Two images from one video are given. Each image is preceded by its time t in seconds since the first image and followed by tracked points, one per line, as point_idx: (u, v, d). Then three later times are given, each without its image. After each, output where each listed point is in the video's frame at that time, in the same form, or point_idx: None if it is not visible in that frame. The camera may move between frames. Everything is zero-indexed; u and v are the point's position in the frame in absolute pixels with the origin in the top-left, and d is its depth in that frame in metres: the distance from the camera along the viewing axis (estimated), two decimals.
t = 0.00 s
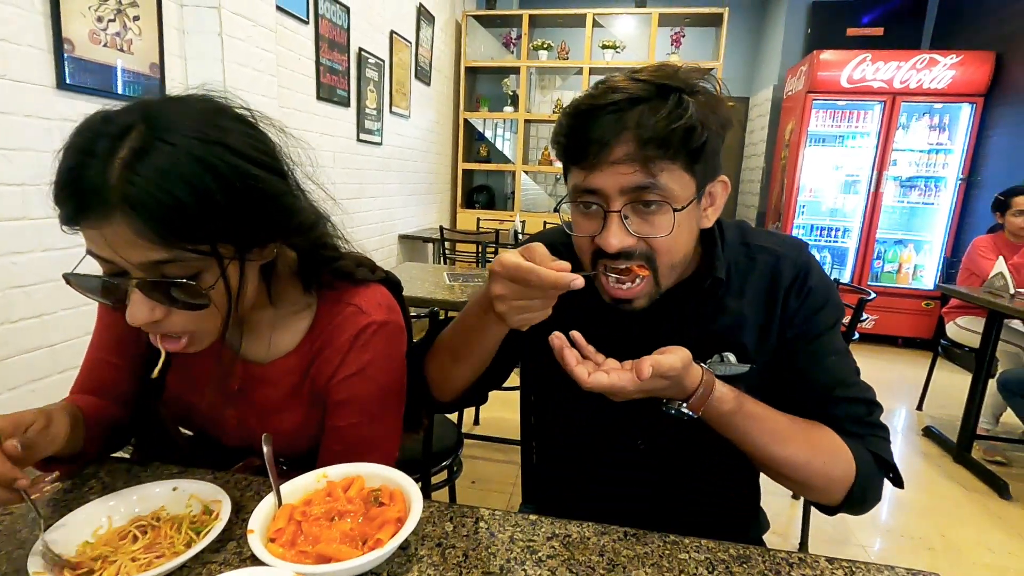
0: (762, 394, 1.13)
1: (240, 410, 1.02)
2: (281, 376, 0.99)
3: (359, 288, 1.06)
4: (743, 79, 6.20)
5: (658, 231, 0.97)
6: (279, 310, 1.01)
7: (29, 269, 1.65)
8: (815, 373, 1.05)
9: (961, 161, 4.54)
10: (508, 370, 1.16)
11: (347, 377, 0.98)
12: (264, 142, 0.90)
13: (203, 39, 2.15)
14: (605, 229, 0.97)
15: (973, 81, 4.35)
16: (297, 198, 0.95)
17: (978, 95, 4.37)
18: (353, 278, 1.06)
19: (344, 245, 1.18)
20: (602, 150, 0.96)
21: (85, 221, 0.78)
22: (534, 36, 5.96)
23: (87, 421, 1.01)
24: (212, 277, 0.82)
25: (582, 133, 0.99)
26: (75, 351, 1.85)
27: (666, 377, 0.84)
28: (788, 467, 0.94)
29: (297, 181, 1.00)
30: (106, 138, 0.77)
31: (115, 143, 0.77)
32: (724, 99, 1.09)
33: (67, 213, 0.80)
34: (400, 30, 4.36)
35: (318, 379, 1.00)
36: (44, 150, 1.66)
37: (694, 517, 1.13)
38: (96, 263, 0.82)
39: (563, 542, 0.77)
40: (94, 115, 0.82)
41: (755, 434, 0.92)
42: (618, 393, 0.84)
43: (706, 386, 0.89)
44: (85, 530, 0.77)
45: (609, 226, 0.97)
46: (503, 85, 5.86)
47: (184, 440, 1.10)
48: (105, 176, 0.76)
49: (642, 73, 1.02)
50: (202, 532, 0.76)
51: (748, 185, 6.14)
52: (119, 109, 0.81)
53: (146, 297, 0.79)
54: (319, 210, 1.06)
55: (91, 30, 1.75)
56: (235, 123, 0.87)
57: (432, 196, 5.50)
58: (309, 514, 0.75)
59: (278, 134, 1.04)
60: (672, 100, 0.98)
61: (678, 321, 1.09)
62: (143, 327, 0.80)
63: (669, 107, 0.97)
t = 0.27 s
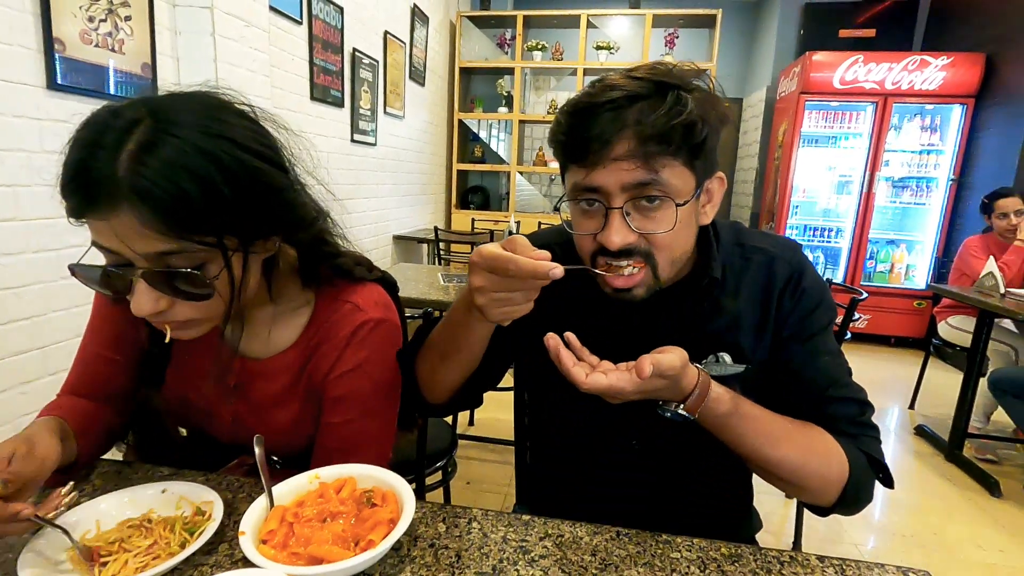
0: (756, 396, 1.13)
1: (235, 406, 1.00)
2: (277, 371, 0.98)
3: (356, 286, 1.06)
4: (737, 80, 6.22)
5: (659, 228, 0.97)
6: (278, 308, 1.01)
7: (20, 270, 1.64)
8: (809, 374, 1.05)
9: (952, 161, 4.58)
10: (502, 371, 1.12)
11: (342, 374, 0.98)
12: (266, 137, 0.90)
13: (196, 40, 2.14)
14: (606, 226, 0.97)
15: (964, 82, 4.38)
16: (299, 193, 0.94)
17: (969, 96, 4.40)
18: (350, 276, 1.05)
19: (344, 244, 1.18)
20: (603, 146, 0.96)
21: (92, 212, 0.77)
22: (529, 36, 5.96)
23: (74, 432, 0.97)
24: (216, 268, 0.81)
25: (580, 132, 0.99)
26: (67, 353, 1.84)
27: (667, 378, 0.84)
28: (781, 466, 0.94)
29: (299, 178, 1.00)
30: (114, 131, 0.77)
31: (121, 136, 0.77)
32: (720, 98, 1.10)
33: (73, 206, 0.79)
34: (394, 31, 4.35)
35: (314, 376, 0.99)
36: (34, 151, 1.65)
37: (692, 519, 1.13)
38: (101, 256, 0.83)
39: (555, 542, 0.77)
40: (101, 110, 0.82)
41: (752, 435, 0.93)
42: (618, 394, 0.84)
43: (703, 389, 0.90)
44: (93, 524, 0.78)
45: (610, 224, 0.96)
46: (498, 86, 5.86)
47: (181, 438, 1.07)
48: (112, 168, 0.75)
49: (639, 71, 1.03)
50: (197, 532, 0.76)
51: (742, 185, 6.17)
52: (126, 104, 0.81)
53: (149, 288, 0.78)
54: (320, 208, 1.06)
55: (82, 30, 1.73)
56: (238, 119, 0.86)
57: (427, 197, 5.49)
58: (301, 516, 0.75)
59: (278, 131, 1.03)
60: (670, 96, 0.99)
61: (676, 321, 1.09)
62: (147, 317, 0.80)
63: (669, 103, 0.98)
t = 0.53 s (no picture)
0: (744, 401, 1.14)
1: (228, 405, 0.99)
2: (272, 369, 0.97)
3: (350, 285, 1.05)
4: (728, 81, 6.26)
5: (666, 217, 0.95)
6: (273, 306, 1.00)
7: (6, 271, 1.63)
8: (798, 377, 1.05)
9: (940, 163, 4.62)
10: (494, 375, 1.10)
11: (336, 372, 0.97)
12: (260, 134, 0.89)
13: (185, 39, 2.13)
14: (615, 215, 0.94)
15: (952, 84, 4.42)
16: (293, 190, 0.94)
17: (957, 98, 4.45)
18: (344, 275, 1.04)
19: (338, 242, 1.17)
20: (613, 133, 0.94)
21: (88, 209, 0.77)
22: (521, 37, 5.96)
23: (56, 441, 0.92)
24: (212, 264, 0.81)
25: (586, 119, 0.97)
26: (55, 354, 1.82)
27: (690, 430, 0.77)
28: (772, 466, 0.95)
29: (293, 174, 0.99)
30: (110, 128, 0.77)
31: (117, 133, 0.76)
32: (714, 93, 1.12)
33: (68, 202, 0.79)
34: (386, 31, 4.34)
35: (307, 374, 0.98)
36: (21, 151, 1.64)
37: (681, 517, 1.14)
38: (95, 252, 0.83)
39: (546, 542, 0.77)
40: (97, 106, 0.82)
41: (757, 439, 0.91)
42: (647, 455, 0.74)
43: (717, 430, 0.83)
44: (97, 517, 0.78)
45: (620, 213, 0.93)
46: (491, 86, 5.86)
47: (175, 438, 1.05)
48: (108, 164, 0.75)
49: (639, 63, 1.04)
50: (196, 523, 0.75)
51: (733, 186, 6.20)
52: (123, 101, 0.81)
53: (145, 283, 0.77)
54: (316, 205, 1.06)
55: (69, 28, 1.72)
56: (234, 116, 0.86)
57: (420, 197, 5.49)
58: (291, 518, 0.75)
59: (274, 129, 1.02)
60: (672, 87, 1.00)
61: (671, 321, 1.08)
62: (143, 313, 0.79)
63: (673, 93, 0.98)
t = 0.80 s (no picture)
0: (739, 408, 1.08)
1: (214, 409, 0.98)
2: (259, 372, 0.96)
3: (339, 287, 1.04)
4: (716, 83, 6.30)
5: (678, 206, 0.92)
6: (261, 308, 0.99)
7: None
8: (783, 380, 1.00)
9: (924, 165, 4.68)
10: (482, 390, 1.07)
11: (324, 376, 0.96)
12: (245, 134, 0.88)
13: (170, 38, 2.11)
14: (627, 202, 0.91)
15: (935, 88, 4.49)
16: (280, 189, 0.92)
17: (940, 101, 4.52)
18: (333, 276, 1.04)
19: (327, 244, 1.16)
20: (623, 121, 0.91)
21: (72, 211, 0.75)
22: (511, 38, 5.97)
23: (31, 448, 0.90)
24: (199, 265, 0.80)
25: (597, 105, 0.93)
26: (36, 358, 1.79)
27: None
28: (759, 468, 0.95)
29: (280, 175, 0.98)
30: (93, 128, 0.76)
31: (101, 134, 0.75)
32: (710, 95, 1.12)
33: (51, 205, 0.77)
34: (375, 31, 4.32)
35: (295, 378, 0.98)
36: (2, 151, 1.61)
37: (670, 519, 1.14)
38: (79, 255, 0.82)
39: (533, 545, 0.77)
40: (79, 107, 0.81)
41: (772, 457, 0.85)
42: None
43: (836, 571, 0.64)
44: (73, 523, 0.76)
45: (631, 201, 0.90)
46: (480, 88, 5.87)
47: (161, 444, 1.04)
48: (91, 165, 0.74)
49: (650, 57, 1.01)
50: (179, 532, 0.74)
51: (722, 187, 6.24)
52: (107, 101, 0.79)
53: (132, 286, 0.76)
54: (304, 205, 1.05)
55: (51, 27, 1.70)
56: (218, 116, 0.85)
57: (409, 198, 5.47)
58: (275, 524, 0.74)
59: (260, 129, 1.01)
60: (682, 82, 0.98)
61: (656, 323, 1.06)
62: (127, 316, 0.78)
63: (684, 88, 0.96)
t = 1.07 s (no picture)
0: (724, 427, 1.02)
1: (182, 420, 0.95)
2: (229, 384, 0.93)
3: (312, 295, 1.02)
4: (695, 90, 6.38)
5: (680, 207, 0.89)
6: (232, 317, 0.96)
7: None
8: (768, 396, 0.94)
9: (895, 172, 4.80)
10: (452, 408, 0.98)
11: (297, 386, 0.95)
12: (214, 140, 0.86)
13: (143, 38, 2.07)
14: (627, 201, 0.87)
15: (905, 97, 4.60)
16: (252, 197, 0.91)
17: (910, 111, 4.63)
18: (306, 284, 1.03)
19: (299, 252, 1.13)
20: (626, 118, 0.89)
21: (28, 220, 0.73)
22: (492, 44, 5.99)
23: None
24: (162, 277, 0.78)
25: (597, 99, 0.91)
26: None
27: None
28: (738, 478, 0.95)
29: (249, 180, 0.96)
30: (48, 134, 0.74)
31: (58, 141, 0.73)
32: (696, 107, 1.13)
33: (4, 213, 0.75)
34: (355, 35, 4.31)
35: (266, 389, 0.95)
36: None
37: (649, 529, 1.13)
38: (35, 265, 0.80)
39: (509, 556, 0.76)
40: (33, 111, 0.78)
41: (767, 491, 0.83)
42: None
43: None
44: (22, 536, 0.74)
45: (631, 199, 0.87)
46: (461, 92, 5.88)
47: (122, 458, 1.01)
48: (47, 172, 0.72)
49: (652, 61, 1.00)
50: (142, 548, 0.72)
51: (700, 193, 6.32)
52: (64, 105, 0.77)
53: (91, 298, 0.74)
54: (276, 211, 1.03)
55: (18, 25, 1.65)
56: (185, 121, 0.83)
57: (390, 202, 5.45)
58: (243, 539, 0.72)
59: (231, 135, 1.00)
60: (686, 85, 0.96)
61: (635, 336, 0.98)
62: (86, 327, 0.76)
63: (688, 91, 0.95)
